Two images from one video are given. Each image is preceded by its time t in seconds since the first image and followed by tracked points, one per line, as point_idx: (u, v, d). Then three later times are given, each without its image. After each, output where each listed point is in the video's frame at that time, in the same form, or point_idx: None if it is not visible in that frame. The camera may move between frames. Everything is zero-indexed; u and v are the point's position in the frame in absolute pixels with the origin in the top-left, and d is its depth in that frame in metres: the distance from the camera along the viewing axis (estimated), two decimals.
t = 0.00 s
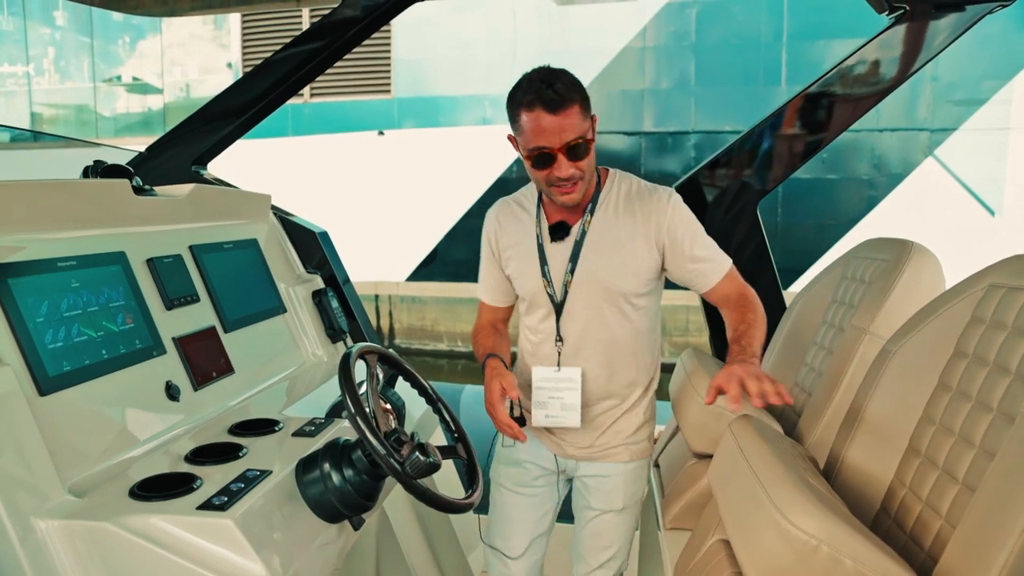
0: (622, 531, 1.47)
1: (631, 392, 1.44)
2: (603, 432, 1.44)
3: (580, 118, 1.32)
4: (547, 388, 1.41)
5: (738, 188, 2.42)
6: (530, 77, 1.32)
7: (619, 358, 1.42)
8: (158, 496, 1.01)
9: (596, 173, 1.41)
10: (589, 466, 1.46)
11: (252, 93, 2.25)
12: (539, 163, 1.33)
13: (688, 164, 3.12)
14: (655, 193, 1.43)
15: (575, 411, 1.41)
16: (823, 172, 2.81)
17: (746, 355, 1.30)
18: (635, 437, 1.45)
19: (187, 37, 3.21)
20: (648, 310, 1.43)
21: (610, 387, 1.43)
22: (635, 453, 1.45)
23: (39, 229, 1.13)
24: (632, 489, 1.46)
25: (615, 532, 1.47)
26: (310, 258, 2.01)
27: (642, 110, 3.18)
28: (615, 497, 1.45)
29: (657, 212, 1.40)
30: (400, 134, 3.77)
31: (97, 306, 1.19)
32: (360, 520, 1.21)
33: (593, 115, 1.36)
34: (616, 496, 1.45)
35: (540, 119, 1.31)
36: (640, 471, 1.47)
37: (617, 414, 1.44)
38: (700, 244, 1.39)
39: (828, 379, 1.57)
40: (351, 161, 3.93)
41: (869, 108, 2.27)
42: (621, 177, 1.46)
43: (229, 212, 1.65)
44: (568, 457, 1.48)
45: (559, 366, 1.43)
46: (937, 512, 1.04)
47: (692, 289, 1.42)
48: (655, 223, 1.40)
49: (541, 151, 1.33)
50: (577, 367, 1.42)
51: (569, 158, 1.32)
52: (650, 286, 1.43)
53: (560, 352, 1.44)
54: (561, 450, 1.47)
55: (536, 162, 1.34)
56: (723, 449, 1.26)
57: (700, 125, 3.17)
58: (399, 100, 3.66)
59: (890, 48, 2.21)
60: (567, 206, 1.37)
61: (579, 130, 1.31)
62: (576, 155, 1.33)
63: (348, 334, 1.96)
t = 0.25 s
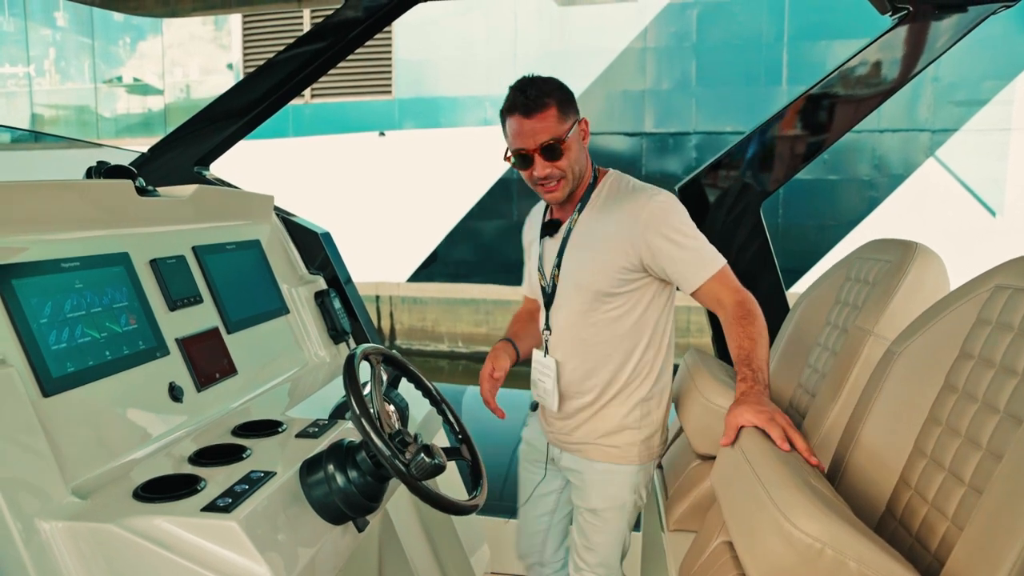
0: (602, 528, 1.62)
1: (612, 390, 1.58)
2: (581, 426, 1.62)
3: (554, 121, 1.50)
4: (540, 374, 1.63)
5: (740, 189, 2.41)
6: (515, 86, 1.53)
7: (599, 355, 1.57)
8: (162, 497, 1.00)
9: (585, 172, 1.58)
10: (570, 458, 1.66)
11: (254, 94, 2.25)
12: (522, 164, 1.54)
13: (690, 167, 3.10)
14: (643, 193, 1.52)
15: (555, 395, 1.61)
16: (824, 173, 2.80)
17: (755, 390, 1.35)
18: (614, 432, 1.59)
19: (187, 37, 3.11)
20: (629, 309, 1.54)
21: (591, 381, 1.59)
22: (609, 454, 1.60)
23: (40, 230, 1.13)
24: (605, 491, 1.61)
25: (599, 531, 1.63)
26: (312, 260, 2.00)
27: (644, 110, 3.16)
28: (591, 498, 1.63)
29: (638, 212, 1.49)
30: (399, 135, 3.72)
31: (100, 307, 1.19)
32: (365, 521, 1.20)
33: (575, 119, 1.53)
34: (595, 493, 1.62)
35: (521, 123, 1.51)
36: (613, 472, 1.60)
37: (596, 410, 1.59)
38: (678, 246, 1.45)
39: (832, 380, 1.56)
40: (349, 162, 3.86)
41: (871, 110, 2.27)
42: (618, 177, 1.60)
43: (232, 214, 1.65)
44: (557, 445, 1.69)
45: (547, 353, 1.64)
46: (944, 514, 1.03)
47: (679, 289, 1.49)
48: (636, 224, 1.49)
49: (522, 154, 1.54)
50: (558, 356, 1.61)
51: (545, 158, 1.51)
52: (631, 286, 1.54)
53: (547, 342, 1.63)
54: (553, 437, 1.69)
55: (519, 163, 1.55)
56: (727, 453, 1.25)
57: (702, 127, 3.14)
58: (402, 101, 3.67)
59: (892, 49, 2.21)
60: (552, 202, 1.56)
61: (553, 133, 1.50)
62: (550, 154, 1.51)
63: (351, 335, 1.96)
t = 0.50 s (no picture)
0: (591, 515, 1.73)
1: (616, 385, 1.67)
2: (589, 416, 1.73)
3: (554, 130, 1.67)
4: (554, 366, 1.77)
5: (742, 189, 2.41)
6: (526, 99, 1.71)
7: (606, 351, 1.67)
8: (165, 498, 1.00)
9: (593, 176, 1.72)
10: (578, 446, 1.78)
11: (255, 95, 2.25)
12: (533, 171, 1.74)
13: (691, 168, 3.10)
14: (643, 192, 1.59)
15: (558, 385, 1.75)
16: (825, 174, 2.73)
17: (756, 394, 1.37)
18: (618, 425, 1.69)
19: (188, 38, 2.93)
20: (632, 307, 1.63)
21: (599, 376, 1.69)
22: (609, 443, 1.70)
23: (42, 230, 1.12)
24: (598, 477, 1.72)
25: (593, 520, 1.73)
26: (314, 260, 2.00)
27: (644, 111, 3.14)
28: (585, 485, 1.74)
29: (634, 211, 1.57)
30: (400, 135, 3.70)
31: (103, 307, 1.19)
32: (367, 521, 1.20)
33: (578, 127, 1.67)
34: (590, 480, 1.74)
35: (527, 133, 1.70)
36: (609, 460, 1.71)
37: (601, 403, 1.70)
38: (672, 244, 1.50)
39: (835, 381, 1.56)
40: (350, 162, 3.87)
41: (872, 111, 2.27)
42: (628, 180, 1.69)
43: (234, 213, 1.65)
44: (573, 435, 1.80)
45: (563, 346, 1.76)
46: (949, 514, 1.03)
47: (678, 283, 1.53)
48: (634, 222, 1.56)
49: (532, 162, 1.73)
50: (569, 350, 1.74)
51: (546, 165, 1.68)
52: (633, 284, 1.62)
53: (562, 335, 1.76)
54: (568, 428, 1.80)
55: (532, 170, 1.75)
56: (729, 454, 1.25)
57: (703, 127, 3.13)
58: (404, 101, 3.65)
59: (893, 50, 2.21)
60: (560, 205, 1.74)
61: (553, 142, 1.67)
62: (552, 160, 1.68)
63: (353, 335, 1.97)
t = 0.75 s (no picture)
0: (604, 509, 1.77)
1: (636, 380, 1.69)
2: (609, 410, 1.75)
3: (585, 131, 1.71)
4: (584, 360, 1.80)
5: (743, 189, 2.41)
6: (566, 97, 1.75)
7: (631, 347, 1.69)
8: (164, 498, 1.00)
9: (625, 176, 1.75)
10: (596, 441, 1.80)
11: (256, 95, 2.25)
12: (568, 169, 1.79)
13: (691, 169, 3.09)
14: (670, 191, 1.59)
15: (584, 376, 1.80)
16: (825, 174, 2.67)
17: (751, 394, 1.33)
18: (636, 419, 1.71)
19: (188, 38, 2.90)
20: (656, 304, 1.65)
21: (621, 372, 1.72)
22: (623, 436, 1.73)
23: (43, 230, 1.12)
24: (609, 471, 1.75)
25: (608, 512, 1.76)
26: (315, 260, 2.01)
27: (646, 111, 3.16)
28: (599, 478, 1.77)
29: (659, 211, 1.57)
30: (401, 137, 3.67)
31: (103, 308, 1.19)
32: (368, 522, 1.20)
33: (612, 128, 1.71)
34: (603, 472, 1.76)
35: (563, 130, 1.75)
36: (621, 454, 1.73)
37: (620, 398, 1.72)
38: (697, 245, 1.50)
39: (838, 381, 1.56)
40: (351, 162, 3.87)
41: (874, 111, 2.28)
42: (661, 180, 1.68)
43: (235, 214, 1.65)
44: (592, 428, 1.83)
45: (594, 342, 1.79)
46: (952, 516, 1.03)
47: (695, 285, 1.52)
48: (658, 222, 1.57)
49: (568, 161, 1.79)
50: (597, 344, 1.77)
51: (577, 163, 1.73)
52: (658, 282, 1.63)
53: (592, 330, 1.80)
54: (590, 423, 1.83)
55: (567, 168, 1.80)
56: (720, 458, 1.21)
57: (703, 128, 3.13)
58: (404, 103, 3.61)
59: (895, 50, 2.22)
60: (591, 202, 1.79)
61: (585, 140, 1.71)
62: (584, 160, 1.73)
63: (354, 336, 1.97)
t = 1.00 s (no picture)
0: (610, 510, 1.78)
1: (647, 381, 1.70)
2: (621, 408, 1.76)
3: (633, 133, 1.71)
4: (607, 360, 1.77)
5: (745, 189, 2.40)
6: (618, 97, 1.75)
7: (656, 347, 1.68)
8: (164, 500, 0.99)
9: (671, 179, 1.74)
10: (604, 440, 1.80)
11: (257, 96, 2.24)
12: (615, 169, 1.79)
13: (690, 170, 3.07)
14: (720, 200, 1.57)
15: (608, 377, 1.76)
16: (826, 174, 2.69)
17: (753, 392, 1.29)
18: (645, 420, 1.71)
19: (188, 39, 3.00)
20: (688, 308, 1.64)
21: (638, 370, 1.72)
22: (633, 437, 1.73)
23: (43, 231, 1.12)
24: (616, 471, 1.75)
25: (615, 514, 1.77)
26: (315, 261, 2.01)
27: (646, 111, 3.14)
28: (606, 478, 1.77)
29: (710, 219, 1.54)
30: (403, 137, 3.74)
31: (104, 309, 1.19)
32: (368, 524, 1.20)
33: (660, 130, 1.70)
34: (607, 471, 1.77)
35: (612, 131, 1.75)
36: (627, 454, 1.74)
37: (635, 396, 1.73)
38: (744, 257, 1.48)
39: (839, 382, 1.56)
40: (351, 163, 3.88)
41: (875, 112, 2.27)
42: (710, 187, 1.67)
43: (236, 214, 1.65)
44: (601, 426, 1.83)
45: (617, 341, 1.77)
46: (953, 517, 1.02)
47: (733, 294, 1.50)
48: (706, 230, 1.54)
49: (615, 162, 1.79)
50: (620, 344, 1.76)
51: (623, 164, 1.73)
52: (696, 288, 1.62)
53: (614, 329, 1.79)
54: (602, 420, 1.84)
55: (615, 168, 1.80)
56: (719, 456, 1.18)
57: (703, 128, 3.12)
58: (404, 103, 3.68)
59: (897, 51, 2.21)
60: (636, 203, 1.79)
61: (633, 142, 1.71)
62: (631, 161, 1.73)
63: (354, 337, 1.97)
